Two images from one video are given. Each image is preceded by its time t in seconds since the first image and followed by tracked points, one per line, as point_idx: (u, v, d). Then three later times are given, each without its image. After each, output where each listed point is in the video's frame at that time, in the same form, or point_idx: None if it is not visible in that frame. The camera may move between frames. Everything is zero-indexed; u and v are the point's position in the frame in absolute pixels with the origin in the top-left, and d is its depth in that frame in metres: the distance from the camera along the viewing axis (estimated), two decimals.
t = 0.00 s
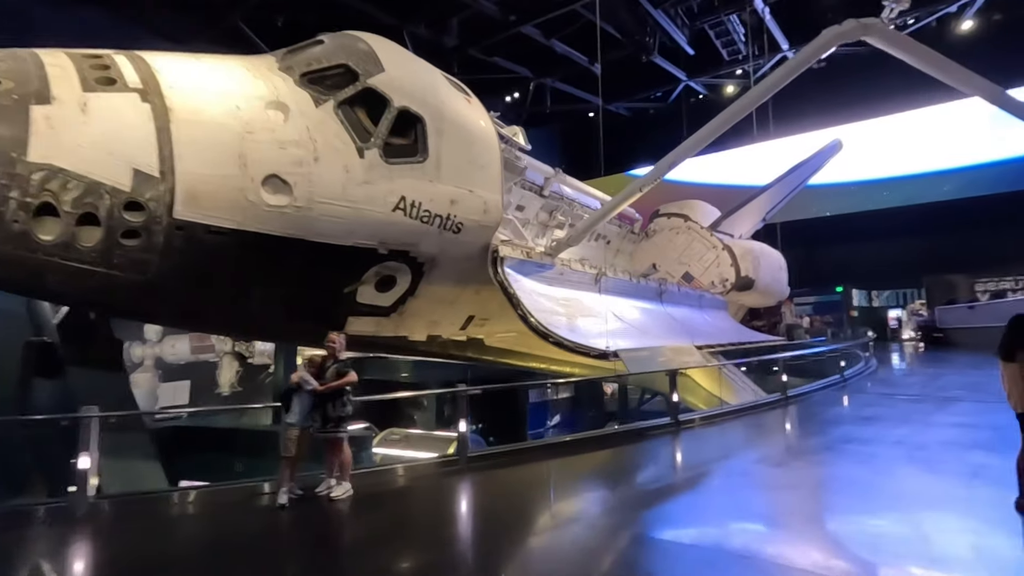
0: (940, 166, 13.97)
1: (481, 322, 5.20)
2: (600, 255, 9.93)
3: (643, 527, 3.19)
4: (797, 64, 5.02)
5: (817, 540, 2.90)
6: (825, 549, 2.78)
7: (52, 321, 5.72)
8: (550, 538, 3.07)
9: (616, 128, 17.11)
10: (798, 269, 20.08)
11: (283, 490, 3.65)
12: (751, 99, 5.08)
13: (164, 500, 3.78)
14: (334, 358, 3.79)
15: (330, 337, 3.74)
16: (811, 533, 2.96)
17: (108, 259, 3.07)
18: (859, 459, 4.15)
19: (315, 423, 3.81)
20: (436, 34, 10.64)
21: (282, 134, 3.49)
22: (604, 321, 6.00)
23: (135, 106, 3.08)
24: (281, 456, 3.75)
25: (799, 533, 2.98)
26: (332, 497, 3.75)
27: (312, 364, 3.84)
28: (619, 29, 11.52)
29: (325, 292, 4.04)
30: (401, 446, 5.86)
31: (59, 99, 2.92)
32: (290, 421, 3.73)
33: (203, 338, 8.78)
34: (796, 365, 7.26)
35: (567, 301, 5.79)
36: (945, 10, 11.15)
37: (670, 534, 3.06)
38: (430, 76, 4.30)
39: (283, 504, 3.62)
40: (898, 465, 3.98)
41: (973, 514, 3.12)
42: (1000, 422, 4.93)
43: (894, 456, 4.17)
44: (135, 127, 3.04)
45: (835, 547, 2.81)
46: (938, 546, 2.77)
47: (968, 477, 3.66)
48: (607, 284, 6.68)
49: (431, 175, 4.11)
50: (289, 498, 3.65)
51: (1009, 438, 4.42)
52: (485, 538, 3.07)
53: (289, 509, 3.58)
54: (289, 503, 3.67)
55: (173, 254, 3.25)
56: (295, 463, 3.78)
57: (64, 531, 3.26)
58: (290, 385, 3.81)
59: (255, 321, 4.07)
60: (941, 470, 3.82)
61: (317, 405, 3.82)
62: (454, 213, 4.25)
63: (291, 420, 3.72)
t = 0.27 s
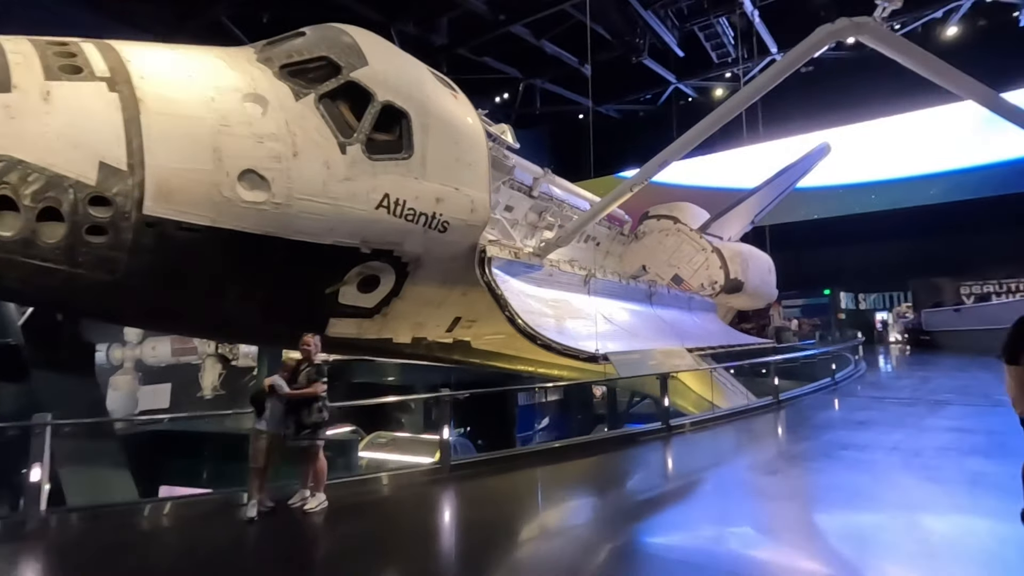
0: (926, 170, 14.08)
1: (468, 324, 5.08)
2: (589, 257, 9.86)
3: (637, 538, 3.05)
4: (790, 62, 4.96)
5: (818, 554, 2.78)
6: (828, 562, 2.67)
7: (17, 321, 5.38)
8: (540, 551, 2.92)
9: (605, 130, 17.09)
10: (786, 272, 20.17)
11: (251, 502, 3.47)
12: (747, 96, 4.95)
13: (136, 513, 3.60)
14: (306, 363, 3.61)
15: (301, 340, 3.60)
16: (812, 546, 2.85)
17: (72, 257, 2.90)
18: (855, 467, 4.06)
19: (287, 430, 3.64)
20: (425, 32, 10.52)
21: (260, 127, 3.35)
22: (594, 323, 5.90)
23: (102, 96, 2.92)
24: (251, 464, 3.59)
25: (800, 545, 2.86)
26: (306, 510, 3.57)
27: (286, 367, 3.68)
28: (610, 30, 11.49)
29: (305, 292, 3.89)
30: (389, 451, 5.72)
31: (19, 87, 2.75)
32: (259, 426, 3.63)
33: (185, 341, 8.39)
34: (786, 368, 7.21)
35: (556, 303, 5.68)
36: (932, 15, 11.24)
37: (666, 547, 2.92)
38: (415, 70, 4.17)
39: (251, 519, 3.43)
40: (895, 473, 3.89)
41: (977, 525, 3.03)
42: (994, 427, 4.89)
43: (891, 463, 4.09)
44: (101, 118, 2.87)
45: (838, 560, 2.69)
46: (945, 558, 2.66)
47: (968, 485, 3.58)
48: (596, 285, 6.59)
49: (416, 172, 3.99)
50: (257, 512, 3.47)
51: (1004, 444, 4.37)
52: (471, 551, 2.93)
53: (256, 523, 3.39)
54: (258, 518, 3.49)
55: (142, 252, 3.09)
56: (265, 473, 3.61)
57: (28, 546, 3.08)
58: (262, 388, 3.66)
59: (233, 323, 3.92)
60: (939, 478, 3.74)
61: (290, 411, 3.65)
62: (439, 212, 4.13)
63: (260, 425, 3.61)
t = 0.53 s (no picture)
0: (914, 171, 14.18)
1: (455, 324, 4.98)
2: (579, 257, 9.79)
3: (628, 547, 2.94)
4: (780, 59, 4.90)
5: (816, 565, 2.67)
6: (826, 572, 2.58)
7: None
8: (527, 562, 2.81)
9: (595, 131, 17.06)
10: (775, 273, 20.22)
11: (220, 514, 3.26)
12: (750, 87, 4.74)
13: (111, 523, 3.44)
14: (283, 365, 3.42)
15: (279, 339, 3.41)
16: (808, 556, 2.76)
17: (36, 254, 2.76)
18: (850, 472, 3.98)
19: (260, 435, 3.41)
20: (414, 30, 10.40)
21: (237, 120, 3.23)
22: (583, 324, 5.81)
23: (68, 86, 2.78)
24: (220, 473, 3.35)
25: (796, 554, 2.77)
26: (278, 520, 3.39)
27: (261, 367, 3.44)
28: (600, 29, 11.43)
29: (285, 292, 3.77)
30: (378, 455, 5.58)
31: None
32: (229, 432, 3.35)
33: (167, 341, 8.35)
34: (777, 370, 7.16)
35: (546, 303, 5.58)
36: (920, 17, 11.33)
37: (658, 556, 2.82)
38: (400, 64, 4.07)
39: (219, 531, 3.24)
40: (891, 479, 3.81)
41: (977, 534, 2.94)
42: (985, 430, 4.86)
43: (886, 469, 4.01)
44: (67, 109, 2.73)
45: (837, 571, 2.58)
46: (949, 569, 2.56)
47: (966, 492, 3.50)
48: (586, 285, 6.50)
49: (400, 168, 3.88)
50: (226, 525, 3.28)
51: (997, 448, 4.33)
52: (455, 562, 2.81)
53: (223, 536, 3.20)
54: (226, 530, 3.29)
55: (112, 250, 2.96)
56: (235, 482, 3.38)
57: None
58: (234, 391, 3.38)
59: (212, 322, 3.80)
60: (936, 485, 3.66)
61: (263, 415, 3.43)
62: (424, 210, 4.02)
63: (230, 431, 3.31)
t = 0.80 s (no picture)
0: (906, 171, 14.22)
1: (442, 323, 4.89)
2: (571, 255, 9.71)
3: (618, 555, 2.83)
4: (774, 54, 4.82)
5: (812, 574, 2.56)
6: None
7: None
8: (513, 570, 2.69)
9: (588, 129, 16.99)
10: (767, 273, 20.23)
11: (182, 521, 3.15)
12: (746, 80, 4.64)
13: (86, 530, 3.31)
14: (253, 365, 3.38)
15: (250, 338, 3.36)
16: (804, 563, 2.66)
17: None
18: (845, 476, 3.88)
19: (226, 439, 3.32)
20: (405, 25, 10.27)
21: (212, 110, 3.10)
22: (573, 323, 5.71)
23: (31, 71, 2.64)
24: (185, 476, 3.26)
25: (791, 562, 2.67)
26: (244, 529, 3.27)
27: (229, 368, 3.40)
28: (593, 26, 11.35)
29: (265, 289, 3.66)
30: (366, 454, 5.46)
31: None
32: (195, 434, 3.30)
33: (154, 341, 8.20)
34: (768, 369, 7.11)
35: (535, 301, 5.49)
36: (912, 18, 11.32)
37: (650, 564, 2.70)
38: (385, 55, 3.96)
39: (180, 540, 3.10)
40: (887, 482, 3.71)
41: (978, 541, 2.85)
42: (978, 431, 4.81)
43: (882, 472, 3.92)
44: (29, 95, 2.59)
45: None
46: None
47: (964, 496, 3.41)
48: (576, 284, 6.41)
49: (384, 162, 3.77)
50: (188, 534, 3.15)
51: (992, 450, 4.27)
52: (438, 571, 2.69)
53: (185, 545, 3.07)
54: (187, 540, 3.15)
55: (80, 244, 2.83)
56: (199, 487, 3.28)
57: None
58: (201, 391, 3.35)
59: (190, 319, 3.68)
60: (933, 488, 3.57)
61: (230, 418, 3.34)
62: (409, 204, 3.92)
63: (195, 433, 3.28)
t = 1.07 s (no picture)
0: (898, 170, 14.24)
1: (430, 322, 4.79)
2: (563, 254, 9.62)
3: (606, 566, 2.70)
4: (766, 47, 4.75)
5: None
6: None
7: None
8: None
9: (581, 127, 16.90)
10: (760, 272, 20.23)
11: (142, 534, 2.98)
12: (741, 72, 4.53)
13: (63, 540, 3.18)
14: (219, 366, 3.30)
15: (216, 340, 3.30)
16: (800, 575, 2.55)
17: None
18: (840, 481, 3.79)
19: (190, 446, 3.21)
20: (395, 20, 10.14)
21: (186, 101, 2.98)
22: (564, 321, 5.61)
23: None
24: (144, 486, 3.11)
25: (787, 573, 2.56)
26: (207, 541, 3.10)
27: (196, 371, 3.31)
28: (586, 23, 11.25)
29: (244, 286, 3.54)
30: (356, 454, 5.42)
31: None
32: (156, 442, 3.16)
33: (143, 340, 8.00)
34: (761, 369, 7.05)
35: (524, 300, 5.39)
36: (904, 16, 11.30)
37: None
38: (369, 47, 3.84)
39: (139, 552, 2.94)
40: (884, 488, 3.61)
41: (979, 548, 2.75)
42: (972, 432, 4.77)
43: (878, 477, 3.83)
44: None
45: None
46: None
47: (963, 502, 3.32)
48: (567, 282, 6.31)
49: (368, 156, 3.66)
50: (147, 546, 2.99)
51: (987, 453, 4.20)
52: None
53: (146, 560, 2.91)
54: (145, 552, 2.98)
55: (45, 240, 2.71)
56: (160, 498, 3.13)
57: None
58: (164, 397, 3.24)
59: (168, 318, 3.56)
60: (930, 494, 3.48)
61: (196, 424, 3.23)
62: (394, 200, 3.81)
63: (155, 440, 3.15)
